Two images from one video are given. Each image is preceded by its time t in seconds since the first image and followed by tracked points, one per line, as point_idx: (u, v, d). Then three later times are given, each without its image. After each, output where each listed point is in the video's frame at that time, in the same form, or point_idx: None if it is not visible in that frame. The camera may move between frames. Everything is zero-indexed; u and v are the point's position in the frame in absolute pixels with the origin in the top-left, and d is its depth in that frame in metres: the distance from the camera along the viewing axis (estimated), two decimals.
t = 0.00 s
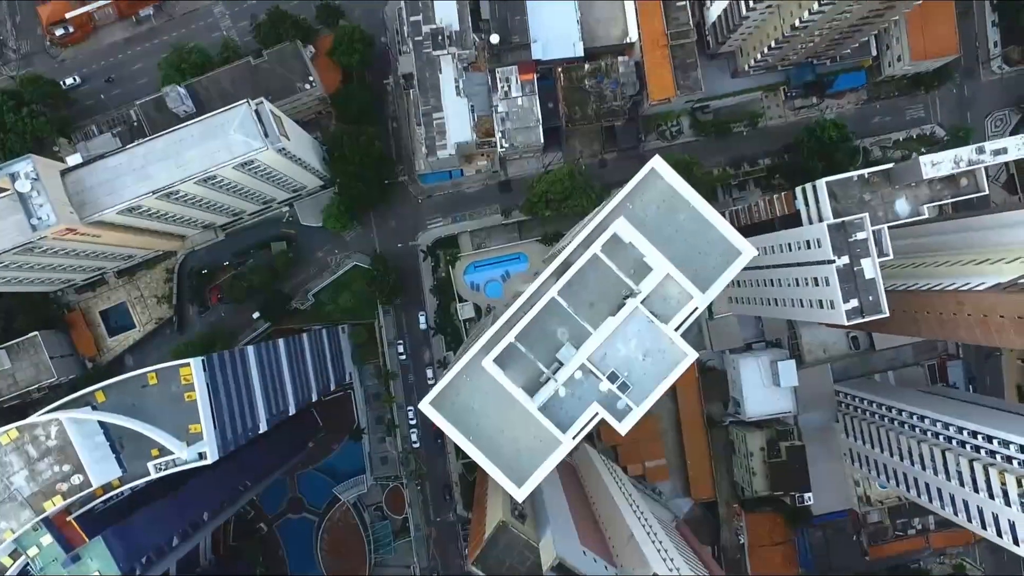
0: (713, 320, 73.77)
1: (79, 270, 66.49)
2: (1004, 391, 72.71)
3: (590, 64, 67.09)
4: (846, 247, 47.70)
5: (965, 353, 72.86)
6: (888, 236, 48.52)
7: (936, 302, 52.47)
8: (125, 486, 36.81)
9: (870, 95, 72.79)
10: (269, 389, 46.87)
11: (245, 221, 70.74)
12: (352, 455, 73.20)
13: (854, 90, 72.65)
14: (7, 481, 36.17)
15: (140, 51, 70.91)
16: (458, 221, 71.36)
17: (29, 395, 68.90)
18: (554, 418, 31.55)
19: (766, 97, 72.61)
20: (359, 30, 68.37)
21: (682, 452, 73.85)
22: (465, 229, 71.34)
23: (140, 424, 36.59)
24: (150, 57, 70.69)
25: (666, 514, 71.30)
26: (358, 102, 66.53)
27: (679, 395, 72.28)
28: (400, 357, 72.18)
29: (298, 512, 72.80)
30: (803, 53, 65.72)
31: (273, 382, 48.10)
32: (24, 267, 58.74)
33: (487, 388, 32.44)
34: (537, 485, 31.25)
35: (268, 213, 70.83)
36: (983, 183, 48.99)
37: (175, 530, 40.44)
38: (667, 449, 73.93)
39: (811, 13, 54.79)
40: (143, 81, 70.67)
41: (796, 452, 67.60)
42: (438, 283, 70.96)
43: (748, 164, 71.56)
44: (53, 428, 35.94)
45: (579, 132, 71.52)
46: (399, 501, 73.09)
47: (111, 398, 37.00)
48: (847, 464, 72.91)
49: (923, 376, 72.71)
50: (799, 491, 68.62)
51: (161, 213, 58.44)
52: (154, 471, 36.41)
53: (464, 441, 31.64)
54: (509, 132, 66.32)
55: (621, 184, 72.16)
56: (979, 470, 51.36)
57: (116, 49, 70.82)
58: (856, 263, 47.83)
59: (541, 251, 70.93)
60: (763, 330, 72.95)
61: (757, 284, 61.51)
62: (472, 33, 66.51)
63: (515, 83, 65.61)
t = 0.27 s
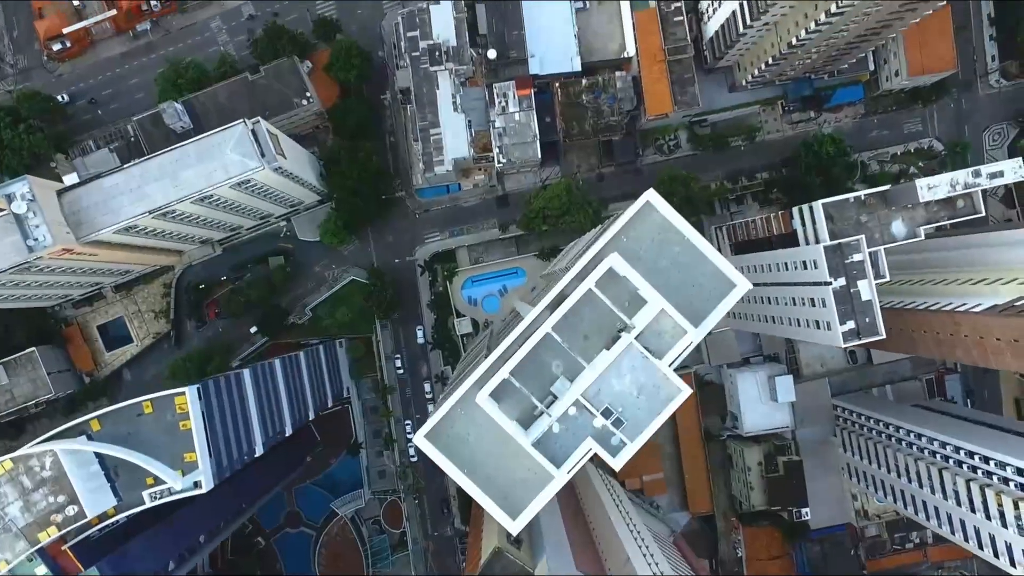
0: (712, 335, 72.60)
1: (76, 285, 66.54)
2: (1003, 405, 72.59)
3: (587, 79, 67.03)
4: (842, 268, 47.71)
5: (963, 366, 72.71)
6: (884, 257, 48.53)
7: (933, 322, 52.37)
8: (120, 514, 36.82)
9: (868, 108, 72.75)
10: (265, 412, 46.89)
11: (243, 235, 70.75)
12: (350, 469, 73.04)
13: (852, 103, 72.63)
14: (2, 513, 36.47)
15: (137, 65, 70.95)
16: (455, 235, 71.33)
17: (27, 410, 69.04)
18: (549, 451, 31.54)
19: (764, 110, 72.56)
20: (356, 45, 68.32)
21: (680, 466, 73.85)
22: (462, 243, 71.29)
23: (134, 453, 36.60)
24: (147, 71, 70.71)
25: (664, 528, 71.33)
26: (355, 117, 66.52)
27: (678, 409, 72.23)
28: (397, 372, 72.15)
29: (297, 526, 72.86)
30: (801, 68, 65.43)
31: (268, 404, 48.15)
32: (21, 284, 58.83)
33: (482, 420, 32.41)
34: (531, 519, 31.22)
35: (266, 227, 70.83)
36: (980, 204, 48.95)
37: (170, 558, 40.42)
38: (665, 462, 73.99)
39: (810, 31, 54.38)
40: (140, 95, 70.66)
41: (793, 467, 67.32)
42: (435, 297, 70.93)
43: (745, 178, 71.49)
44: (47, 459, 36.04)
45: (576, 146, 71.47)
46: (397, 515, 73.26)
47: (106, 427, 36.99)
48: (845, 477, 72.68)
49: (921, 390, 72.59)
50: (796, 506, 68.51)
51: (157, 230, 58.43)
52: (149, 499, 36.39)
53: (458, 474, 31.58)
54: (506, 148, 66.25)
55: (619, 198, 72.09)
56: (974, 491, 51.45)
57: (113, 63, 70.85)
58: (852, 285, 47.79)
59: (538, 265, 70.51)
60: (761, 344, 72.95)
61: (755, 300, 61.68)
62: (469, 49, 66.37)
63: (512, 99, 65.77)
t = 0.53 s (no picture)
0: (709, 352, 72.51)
1: (73, 303, 66.62)
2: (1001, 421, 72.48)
3: (584, 97, 66.97)
4: (838, 293, 47.55)
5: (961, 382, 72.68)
6: (880, 283, 48.70)
7: (930, 345, 52.35)
8: (114, 547, 36.95)
9: (865, 124, 72.69)
10: (260, 438, 46.86)
11: (240, 252, 70.72)
12: (347, 485, 73.25)
13: (850, 119, 72.55)
14: None
15: (134, 82, 70.95)
16: (452, 251, 71.32)
17: (24, 427, 69.11)
18: (542, 491, 31.48)
19: (761, 126, 72.50)
20: (353, 62, 68.25)
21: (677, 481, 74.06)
22: (460, 259, 71.31)
23: (129, 486, 36.81)
24: (144, 88, 70.70)
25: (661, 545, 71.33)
26: (352, 135, 66.46)
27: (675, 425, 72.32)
28: (395, 388, 72.16)
29: (294, 542, 73.01)
30: (799, 86, 65.24)
31: (263, 430, 48.17)
32: (18, 305, 58.92)
33: (476, 458, 32.37)
34: (523, 558, 31.24)
35: (263, 244, 70.79)
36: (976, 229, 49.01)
37: None
38: (662, 477, 74.06)
39: (806, 54, 54.32)
40: (137, 112, 70.68)
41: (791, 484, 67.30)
42: (433, 314, 70.92)
43: (743, 194, 71.37)
44: (41, 495, 36.18)
45: (573, 163, 71.42)
46: (395, 530, 73.07)
47: (100, 459, 37.11)
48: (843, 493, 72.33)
49: (919, 406, 72.51)
50: (794, 524, 68.46)
51: (154, 251, 58.35)
52: (143, 532, 36.61)
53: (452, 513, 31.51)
54: (503, 166, 66.19)
55: (617, 214, 72.01)
56: (971, 514, 51.35)
57: (110, 80, 70.84)
58: (848, 310, 47.87)
59: (535, 282, 70.97)
60: (758, 361, 72.92)
61: (751, 319, 61.93)
62: (466, 66, 65.95)
63: (509, 116, 65.52)
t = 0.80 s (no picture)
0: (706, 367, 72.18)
1: (70, 317, 66.48)
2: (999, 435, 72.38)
3: (581, 112, 67.02)
4: (834, 315, 47.67)
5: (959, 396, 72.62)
6: (876, 304, 48.60)
7: (926, 365, 52.29)
8: None
9: (863, 138, 72.64)
10: (256, 460, 46.97)
11: (238, 266, 70.67)
12: (345, 500, 73.37)
13: (848, 133, 72.47)
14: None
15: (132, 96, 70.91)
16: (450, 265, 71.29)
17: (21, 442, 69.10)
18: (536, 523, 31.58)
19: (759, 140, 72.46)
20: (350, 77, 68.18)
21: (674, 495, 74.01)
22: (458, 273, 71.37)
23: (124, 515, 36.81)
24: (142, 102, 70.63)
25: (658, 558, 71.43)
26: (349, 150, 66.45)
27: (672, 439, 72.17)
28: (392, 402, 72.13)
29: (291, 555, 72.94)
30: (796, 102, 65.16)
31: (260, 451, 48.35)
32: (15, 321, 58.95)
33: (469, 490, 32.42)
34: None
35: (260, 258, 70.75)
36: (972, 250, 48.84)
37: None
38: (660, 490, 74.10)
39: (802, 72, 54.25)
40: (134, 126, 70.61)
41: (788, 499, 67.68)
42: (430, 328, 70.81)
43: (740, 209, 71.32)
44: (35, 525, 36.22)
45: (571, 177, 71.37)
46: (392, 545, 72.44)
47: (95, 488, 37.06)
48: (840, 507, 72.23)
49: (916, 420, 72.46)
50: (791, 538, 68.97)
51: (151, 268, 58.30)
52: (138, 560, 36.76)
53: (446, 546, 31.54)
54: (500, 181, 65.90)
55: (614, 228, 71.97)
56: (968, 535, 51.35)
57: (108, 94, 70.81)
58: (844, 331, 47.91)
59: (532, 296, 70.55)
60: (756, 374, 72.88)
61: (748, 336, 61.91)
62: (463, 81, 65.73)
63: (506, 131, 65.34)
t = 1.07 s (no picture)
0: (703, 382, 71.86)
1: (67, 332, 66.43)
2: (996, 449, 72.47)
3: (579, 127, 66.97)
4: (830, 336, 47.67)
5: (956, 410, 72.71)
6: (873, 325, 48.34)
7: (922, 386, 52.10)
8: None
9: (861, 152, 72.67)
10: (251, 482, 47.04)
11: (235, 281, 70.74)
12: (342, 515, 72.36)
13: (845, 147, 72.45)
14: None
15: (129, 110, 70.86)
16: (447, 279, 71.44)
17: (18, 457, 69.16)
18: (530, 556, 31.62)
19: (756, 154, 72.39)
20: (347, 92, 68.19)
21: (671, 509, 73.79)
22: (455, 287, 71.44)
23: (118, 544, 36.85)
24: (138, 116, 70.61)
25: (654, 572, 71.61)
26: (346, 165, 66.54)
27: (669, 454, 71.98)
28: (390, 416, 72.41)
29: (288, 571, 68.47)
30: (793, 117, 65.14)
31: (256, 473, 48.50)
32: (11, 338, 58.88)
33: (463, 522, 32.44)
34: None
35: (257, 273, 70.85)
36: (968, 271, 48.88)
37: None
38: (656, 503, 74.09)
39: (799, 91, 54.27)
40: (131, 140, 70.58)
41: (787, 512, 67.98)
42: (427, 342, 70.86)
43: (738, 223, 71.37)
44: (29, 555, 36.18)
45: (568, 192, 71.43)
46: (389, 557, 71.28)
47: (89, 516, 37.14)
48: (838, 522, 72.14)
49: (913, 433, 72.50)
50: (790, 552, 69.01)
51: (147, 286, 58.33)
52: None
53: None
54: (497, 196, 65.83)
55: (611, 242, 72.00)
56: (963, 554, 51.31)
57: (105, 108, 70.77)
58: (840, 353, 47.89)
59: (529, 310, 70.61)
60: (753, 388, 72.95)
61: (745, 352, 61.94)
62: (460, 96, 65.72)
63: (503, 146, 65.26)
